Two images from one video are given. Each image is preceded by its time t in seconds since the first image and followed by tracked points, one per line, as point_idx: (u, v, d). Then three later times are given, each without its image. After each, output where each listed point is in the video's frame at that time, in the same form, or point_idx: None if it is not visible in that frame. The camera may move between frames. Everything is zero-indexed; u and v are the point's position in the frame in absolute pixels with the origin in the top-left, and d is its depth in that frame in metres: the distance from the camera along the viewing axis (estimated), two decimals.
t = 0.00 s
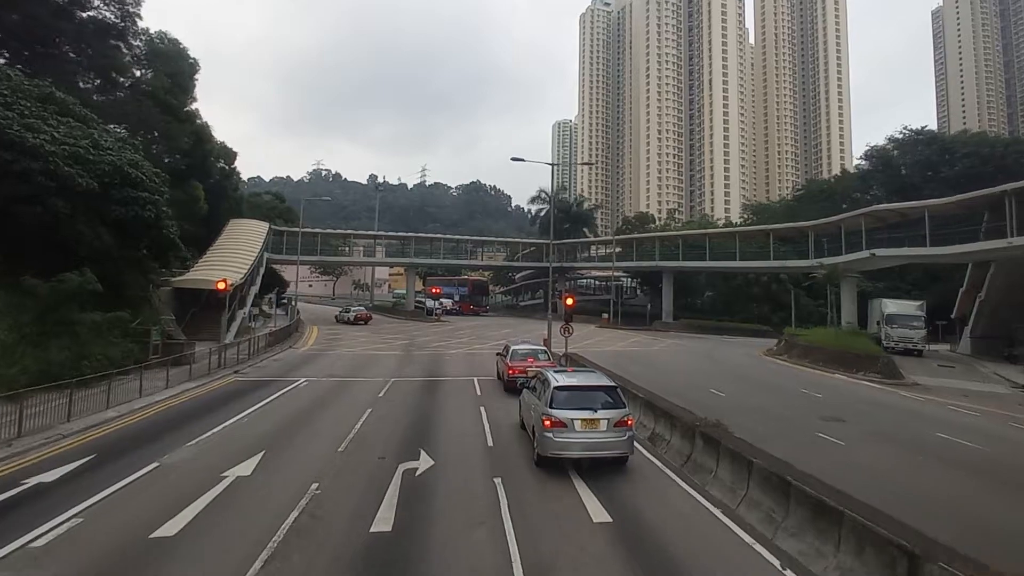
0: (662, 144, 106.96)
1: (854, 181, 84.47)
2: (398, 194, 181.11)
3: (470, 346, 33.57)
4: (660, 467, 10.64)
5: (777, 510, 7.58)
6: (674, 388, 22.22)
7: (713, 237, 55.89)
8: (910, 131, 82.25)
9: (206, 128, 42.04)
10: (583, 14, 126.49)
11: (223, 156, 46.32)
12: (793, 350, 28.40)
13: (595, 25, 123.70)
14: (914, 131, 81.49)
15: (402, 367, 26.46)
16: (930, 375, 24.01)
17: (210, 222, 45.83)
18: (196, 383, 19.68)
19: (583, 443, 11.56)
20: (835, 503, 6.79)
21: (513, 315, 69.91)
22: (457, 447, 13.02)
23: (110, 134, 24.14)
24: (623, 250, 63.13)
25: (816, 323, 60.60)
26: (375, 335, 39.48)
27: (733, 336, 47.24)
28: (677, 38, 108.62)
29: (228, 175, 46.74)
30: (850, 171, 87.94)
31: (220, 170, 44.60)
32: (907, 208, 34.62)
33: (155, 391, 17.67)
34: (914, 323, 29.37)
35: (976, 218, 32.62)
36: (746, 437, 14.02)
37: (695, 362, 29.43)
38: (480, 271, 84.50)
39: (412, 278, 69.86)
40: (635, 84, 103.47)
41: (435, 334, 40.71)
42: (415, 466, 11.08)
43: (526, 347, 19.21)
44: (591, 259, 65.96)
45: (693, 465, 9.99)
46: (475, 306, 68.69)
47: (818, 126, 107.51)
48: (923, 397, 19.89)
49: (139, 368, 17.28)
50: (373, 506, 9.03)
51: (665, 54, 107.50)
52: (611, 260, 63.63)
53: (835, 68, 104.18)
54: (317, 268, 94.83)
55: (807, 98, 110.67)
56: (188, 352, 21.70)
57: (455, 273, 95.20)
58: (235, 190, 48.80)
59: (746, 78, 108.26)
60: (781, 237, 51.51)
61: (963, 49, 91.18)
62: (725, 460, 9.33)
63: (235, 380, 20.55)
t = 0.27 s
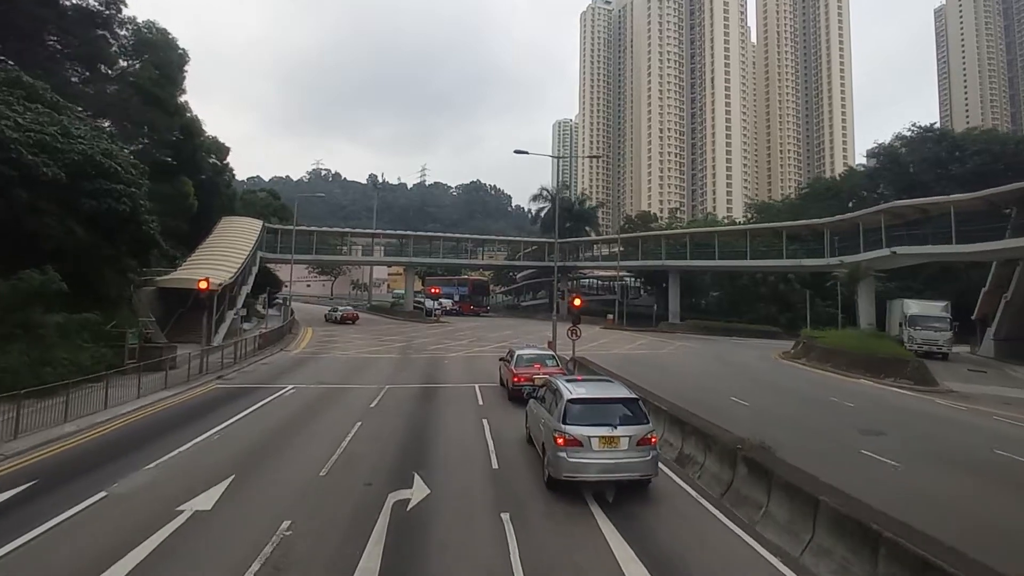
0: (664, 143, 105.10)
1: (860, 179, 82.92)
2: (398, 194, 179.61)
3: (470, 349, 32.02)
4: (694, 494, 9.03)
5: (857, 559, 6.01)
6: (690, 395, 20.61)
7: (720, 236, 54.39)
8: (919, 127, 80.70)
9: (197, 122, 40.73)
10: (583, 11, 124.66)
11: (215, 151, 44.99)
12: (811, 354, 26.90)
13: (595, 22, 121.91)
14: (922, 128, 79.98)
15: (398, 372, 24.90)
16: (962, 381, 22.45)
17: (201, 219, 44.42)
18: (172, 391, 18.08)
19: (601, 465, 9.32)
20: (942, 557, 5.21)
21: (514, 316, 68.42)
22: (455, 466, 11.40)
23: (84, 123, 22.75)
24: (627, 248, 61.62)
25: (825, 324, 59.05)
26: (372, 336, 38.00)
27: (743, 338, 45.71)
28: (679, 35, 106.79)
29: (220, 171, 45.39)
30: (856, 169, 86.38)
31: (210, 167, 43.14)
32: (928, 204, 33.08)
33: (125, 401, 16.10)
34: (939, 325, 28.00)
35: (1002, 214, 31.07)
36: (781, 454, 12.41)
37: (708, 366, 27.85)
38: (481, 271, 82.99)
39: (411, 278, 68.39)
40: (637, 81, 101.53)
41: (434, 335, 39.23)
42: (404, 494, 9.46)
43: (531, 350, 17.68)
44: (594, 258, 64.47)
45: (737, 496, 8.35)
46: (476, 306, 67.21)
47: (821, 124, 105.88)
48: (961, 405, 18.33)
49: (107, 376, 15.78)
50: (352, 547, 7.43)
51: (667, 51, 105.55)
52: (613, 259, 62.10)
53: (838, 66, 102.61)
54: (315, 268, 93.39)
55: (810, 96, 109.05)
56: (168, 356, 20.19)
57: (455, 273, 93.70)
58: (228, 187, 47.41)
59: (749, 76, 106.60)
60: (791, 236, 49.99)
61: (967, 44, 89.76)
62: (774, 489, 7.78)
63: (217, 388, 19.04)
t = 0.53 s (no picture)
0: (664, 141, 103.37)
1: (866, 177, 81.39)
2: (398, 193, 178.20)
3: (470, 351, 30.53)
4: (742, 536, 7.49)
5: None
6: (708, 402, 19.07)
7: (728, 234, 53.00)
8: (928, 125, 79.22)
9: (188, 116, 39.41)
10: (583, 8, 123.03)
11: (208, 147, 43.63)
12: (832, 358, 25.49)
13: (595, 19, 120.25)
14: (930, 125, 78.53)
15: (393, 377, 23.43)
16: (997, 387, 21.01)
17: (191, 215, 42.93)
18: (145, 401, 16.59)
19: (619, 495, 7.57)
20: None
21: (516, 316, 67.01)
22: (453, 494, 9.86)
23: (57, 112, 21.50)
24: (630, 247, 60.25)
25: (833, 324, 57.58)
26: (369, 338, 36.60)
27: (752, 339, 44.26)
28: (681, 32, 104.58)
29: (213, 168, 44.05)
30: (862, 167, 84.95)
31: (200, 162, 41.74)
32: (950, 200, 31.65)
33: (88, 414, 14.55)
34: (966, 327, 26.62)
35: None
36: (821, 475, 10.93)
37: (723, 369, 26.32)
38: (482, 270, 81.57)
39: (411, 278, 67.01)
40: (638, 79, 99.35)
41: (434, 336, 37.82)
42: (393, 534, 7.93)
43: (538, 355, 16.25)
44: (597, 257, 63.05)
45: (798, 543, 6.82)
46: (476, 306, 65.81)
47: (823, 123, 104.22)
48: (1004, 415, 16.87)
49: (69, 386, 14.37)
50: None
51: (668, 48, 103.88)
52: (616, 257, 60.70)
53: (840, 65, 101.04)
54: (313, 268, 91.97)
55: (812, 95, 107.31)
56: (146, 361, 18.75)
57: (455, 273, 92.38)
58: (222, 184, 46.07)
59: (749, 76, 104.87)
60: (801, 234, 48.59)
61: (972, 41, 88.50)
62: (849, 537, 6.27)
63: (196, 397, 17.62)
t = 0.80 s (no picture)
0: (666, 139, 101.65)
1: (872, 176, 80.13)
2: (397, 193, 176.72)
3: (470, 354, 29.19)
4: None
5: None
6: (727, 411, 17.77)
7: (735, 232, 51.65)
8: (935, 122, 77.83)
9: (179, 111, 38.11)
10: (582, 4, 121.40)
11: (200, 142, 42.25)
12: (854, 362, 24.13)
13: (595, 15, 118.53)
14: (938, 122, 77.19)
15: (388, 382, 22.10)
16: None
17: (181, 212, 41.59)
18: (117, 411, 15.14)
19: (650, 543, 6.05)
20: None
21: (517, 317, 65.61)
22: (455, 518, 8.45)
23: (27, 98, 20.32)
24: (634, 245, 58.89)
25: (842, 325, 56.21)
26: (365, 340, 35.24)
27: (760, 341, 42.91)
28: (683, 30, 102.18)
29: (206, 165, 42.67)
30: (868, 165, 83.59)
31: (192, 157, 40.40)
32: (972, 195, 30.33)
33: (50, 425, 13.12)
34: (992, 330, 25.32)
35: None
36: (871, 499, 9.58)
37: (738, 374, 24.95)
38: (482, 270, 80.16)
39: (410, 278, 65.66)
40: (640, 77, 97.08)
41: (433, 338, 36.50)
42: None
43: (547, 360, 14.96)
44: (601, 256, 61.66)
45: None
46: (477, 307, 64.46)
47: (826, 120, 102.76)
48: None
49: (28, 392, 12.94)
50: None
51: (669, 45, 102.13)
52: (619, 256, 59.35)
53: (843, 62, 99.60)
54: (311, 267, 90.51)
55: (814, 93, 105.79)
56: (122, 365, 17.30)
57: (455, 273, 90.94)
58: (215, 182, 44.66)
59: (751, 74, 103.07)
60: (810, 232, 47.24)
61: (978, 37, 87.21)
62: None
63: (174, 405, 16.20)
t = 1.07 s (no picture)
0: (667, 139, 99.84)
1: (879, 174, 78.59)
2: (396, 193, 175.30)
3: (471, 356, 27.95)
4: None
5: None
6: (747, 421, 16.52)
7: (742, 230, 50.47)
8: (943, 119, 76.53)
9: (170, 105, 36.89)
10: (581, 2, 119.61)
11: (193, 137, 40.96)
12: (878, 367, 22.84)
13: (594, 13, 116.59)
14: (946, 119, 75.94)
15: (384, 389, 20.82)
16: None
17: (174, 209, 40.37)
18: (87, 421, 13.84)
19: None
20: None
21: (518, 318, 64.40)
22: (459, 563, 7.13)
23: None
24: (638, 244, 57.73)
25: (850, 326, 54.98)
26: (362, 342, 33.95)
27: (769, 342, 41.70)
28: (684, 28, 99.61)
29: (199, 161, 41.38)
30: (874, 163, 82.12)
31: (183, 153, 39.19)
32: (995, 192, 29.08)
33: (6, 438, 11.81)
34: (1021, 330, 24.04)
35: None
36: (935, 534, 8.28)
37: (753, 379, 23.64)
38: (482, 270, 78.88)
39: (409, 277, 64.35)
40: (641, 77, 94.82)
41: (432, 339, 35.26)
42: None
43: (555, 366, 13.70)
44: (604, 255, 60.39)
45: None
46: (477, 307, 63.25)
47: (828, 120, 101.27)
48: None
49: None
50: None
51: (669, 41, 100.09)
52: (623, 255, 58.11)
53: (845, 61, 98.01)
54: (309, 267, 89.12)
55: (816, 92, 104.23)
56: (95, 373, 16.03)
57: (455, 273, 89.76)
58: (208, 178, 43.35)
59: (753, 73, 101.29)
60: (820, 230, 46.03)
61: (983, 33, 86.07)
62: None
63: (150, 415, 14.90)
